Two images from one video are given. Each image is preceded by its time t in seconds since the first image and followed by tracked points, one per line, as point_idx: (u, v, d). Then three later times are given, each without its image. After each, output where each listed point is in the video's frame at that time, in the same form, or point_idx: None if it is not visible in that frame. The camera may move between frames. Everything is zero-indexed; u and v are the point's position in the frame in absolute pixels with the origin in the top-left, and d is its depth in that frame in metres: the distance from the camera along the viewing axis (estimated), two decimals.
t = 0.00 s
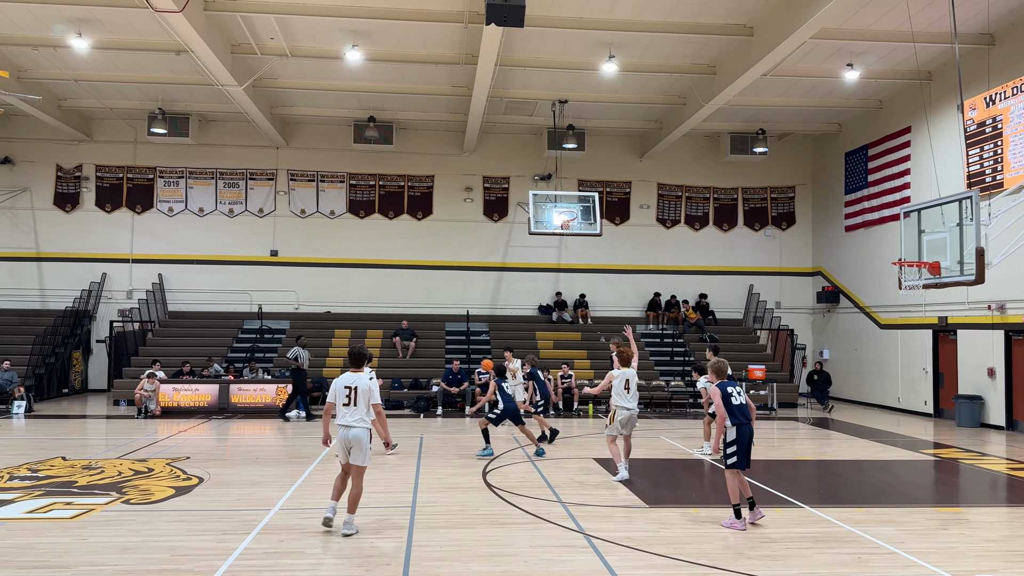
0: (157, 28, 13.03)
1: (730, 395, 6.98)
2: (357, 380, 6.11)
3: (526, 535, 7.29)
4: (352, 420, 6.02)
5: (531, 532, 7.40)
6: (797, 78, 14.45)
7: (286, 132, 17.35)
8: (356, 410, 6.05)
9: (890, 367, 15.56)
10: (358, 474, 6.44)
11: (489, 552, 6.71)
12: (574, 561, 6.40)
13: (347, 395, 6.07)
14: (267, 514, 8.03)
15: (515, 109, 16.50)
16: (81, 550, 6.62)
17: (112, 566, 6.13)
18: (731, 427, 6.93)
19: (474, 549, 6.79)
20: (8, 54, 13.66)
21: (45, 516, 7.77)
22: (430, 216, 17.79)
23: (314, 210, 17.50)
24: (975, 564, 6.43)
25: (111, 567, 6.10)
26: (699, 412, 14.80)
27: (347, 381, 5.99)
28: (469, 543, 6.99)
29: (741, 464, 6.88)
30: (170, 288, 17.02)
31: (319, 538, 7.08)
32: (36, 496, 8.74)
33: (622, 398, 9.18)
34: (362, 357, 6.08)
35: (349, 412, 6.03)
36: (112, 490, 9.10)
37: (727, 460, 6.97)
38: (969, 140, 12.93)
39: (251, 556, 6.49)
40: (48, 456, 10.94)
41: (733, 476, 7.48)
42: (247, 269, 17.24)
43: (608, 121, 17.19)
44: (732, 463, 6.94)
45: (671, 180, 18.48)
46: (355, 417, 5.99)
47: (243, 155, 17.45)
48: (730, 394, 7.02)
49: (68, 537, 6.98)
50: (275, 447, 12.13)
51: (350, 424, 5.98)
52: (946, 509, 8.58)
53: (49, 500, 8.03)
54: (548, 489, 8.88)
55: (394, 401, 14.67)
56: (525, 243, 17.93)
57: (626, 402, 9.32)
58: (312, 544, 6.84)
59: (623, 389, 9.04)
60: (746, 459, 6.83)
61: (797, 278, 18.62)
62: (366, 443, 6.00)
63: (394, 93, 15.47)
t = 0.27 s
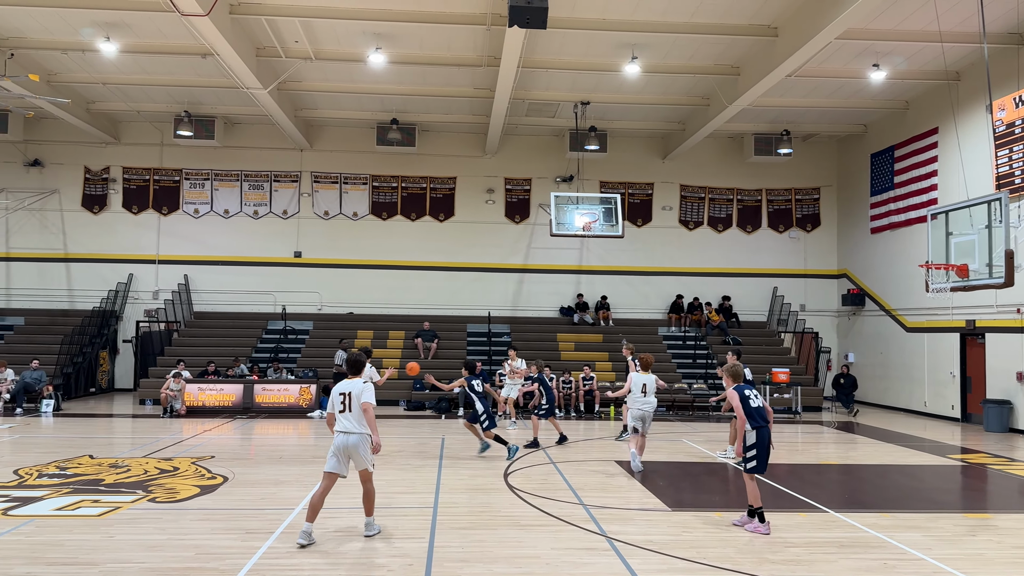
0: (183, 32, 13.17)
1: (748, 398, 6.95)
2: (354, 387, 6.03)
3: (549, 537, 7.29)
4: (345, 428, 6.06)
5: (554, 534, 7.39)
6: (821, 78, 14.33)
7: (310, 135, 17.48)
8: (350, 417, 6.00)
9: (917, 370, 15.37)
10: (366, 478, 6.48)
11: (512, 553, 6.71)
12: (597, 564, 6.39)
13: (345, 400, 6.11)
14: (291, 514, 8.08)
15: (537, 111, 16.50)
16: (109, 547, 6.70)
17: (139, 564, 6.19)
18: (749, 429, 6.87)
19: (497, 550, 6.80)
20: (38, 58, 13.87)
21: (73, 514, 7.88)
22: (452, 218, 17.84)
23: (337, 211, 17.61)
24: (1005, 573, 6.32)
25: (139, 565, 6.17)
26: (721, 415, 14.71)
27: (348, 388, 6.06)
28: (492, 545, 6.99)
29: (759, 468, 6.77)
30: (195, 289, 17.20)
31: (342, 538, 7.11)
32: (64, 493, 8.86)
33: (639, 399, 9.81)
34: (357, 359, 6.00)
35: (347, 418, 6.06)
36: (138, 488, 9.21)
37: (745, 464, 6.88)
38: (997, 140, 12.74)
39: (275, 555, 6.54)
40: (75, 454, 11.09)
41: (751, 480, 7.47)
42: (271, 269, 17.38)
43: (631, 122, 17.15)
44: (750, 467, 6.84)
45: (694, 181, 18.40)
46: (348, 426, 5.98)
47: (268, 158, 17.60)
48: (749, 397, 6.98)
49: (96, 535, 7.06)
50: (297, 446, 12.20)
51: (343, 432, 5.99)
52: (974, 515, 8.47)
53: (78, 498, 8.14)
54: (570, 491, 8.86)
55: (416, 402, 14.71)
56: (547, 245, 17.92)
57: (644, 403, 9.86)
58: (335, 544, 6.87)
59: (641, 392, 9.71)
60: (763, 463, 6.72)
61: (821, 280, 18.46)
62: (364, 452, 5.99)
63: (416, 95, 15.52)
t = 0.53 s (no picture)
0: (208, 34, 13.29)
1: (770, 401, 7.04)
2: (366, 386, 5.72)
3: (571, 538, 7.27)
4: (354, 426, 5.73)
5: (576, 536, 7.37)
6: (844, 77, 14.19)
7: (332, 136, 17.59)
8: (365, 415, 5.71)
9: (943, 372, 15.18)
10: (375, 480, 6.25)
11: (536, 554, 6.71)
12: (619, 565, 6.36)
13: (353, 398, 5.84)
14: (315, 512, 8.12)
15: (559, 111, 16.49)
16: (137, 544, 6.78)
17: (166, 560, 6.25)
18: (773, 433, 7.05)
19: (519, 551, 6.79)
20: (66, 61, 14.07)
21: (101, 510, 7.98)
22: (473, 218, 17.87)
23: (359, 212, 17.70)
24: None
25: (165, 561, 6.21)
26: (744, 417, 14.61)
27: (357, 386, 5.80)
28: (515, 545, 6.99)
29: (776, 466, 7.14)
30: (219, 288, 17.37)
31: (365, 536, 7.14)
32: (92, 490, 8.97)
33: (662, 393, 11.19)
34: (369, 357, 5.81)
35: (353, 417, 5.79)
36: (164, 486, 9.29)
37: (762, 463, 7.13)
38: None
39: (299, 552, 6.58)
40: (102, 452, 11.23)
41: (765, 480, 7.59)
42: (294, 269, 17.51)
43: (653, 122, 17.08)
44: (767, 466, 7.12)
45: (717, 181, 18.31)
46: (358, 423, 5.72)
47: (291, 159, 17.72)
48: (766, 398, 7.12)
49: (123, 531, 7.13)
50: (319, 445, 12.27)
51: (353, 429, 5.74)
52: (1003, 520, 8.35)
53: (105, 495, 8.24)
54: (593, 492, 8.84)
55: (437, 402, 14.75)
56: (568, 245, 17.90)
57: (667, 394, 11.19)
58: (359, 542, 6.90)
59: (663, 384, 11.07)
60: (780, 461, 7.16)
61: (846, 281, 18.29)
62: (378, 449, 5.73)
63: (437, 96, 15.55)
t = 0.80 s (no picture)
0: (228, 34, 13.37)
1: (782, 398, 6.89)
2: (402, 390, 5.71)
3: (589, 537, 7.27)
4: (383, 430, 5.62)
5: (594, 534, 7.36)
6: (864, 73, 14.07)
7: (351, 134, 17.66)
8: (394, 420, 5.70)
9: (964, 371, 15.02)
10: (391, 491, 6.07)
11: (555, 552, 6.71)
12: (636, 564, 6.35)
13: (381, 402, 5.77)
14: (334, 509, 8.17)
15: (577, 109, 16.46)
16: (159, 539, 6.84)
17: (186, 556, 6.29)
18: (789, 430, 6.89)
19: (537, 549, 6.79)
20: (88, 61, 14.21)
21: (123, 506, 8.06)
22: (490, 216, 17.89)
23: (377, 210, 17.77)
24: None
25: (186, 557, 6.26)
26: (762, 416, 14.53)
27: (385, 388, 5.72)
28: (532, 543, 7.00)
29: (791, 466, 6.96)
30: (239, 286, 17.51)
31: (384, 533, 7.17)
32: (114, 486, 9.07)
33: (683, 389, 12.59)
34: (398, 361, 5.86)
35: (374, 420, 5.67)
36: (185, 482, 9.38)
37: (777, 465, 6.94)
38: None
39: (319, 549, 6.61)
40: (124, 448, 11.36)
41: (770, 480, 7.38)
42: (312, 267, 17.61)
43: (672, 119, 17.02)
44: (784, 468, 6.92)
45: (736, 179, 18.22)
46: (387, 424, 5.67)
47: (310, 157, 17.81)
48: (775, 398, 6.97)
49: (145, 527, 7.20)
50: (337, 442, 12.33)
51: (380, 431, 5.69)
52: None
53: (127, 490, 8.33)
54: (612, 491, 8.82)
55: (454, 399, 14.78)
56: (585, 243, 17.87)
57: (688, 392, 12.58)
58: (377, 539, 6.93)
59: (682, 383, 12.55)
60: (796, 460, 6.98)
61: (866, 279, 18.15)
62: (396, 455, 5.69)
63: (454, 94, 15.56)
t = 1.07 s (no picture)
0: (238, 28, 13.37)
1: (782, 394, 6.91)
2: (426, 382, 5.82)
3: (599, 530, 7.28)
4: (411, 422, 5.69)
5: (604, 528, 7.37)
6: (875, 66, 13.98)
7: (360, 128, 17.67)
8: (418, 413, 5.79)
9: (976, 365, 14.96)
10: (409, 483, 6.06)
11: (565, 545, 6.71)
12: (647, 558, 6.35)
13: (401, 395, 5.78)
14: (345, 502, 8.19)
15: (586, 103, 16.42)
16: (172, 531, 6.88)
17: (199, 548, 6.32)
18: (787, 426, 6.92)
19: (548, 542, 6.80)
20: (99, 56, 14.25)
21: (136, 498, 8.12)
22: (499, 210, 17.88)
23: (386, 204, 17.79)
24: None
25: (198, 549, 6.29)
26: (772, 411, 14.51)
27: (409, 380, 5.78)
28: (543, 537, 7.00)
29: (793, 460, 7.00)
30: (249, 281, 17.57)
31: (395, 526, 7.18)
32: (126, 478, 9.13)
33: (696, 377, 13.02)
34: (419, 353, 5.86)
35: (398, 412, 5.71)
36: (196, 475, 9.43)
37: (778, 461, 6.95)
38: None
39: (331, 541, 6.64)
40: (136, 441, 11.43)
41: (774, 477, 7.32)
42: (322, 262, 17.65)
43: (682, 113, 16.95)
44: (784, 463, 6.95)
45: (747, 172, 18.16)
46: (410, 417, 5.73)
47: (319, 151, 17.84)
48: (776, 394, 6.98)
49: (158, 519, 7.25)
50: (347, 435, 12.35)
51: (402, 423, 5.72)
52: None
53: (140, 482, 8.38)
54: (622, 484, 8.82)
55: (464, 393, 14.82)
56: (594, 237, 17.85)
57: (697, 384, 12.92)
58: (388, 531, 6.95)
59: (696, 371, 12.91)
60: (794, 454, 7.02)
61: (878, 273, 18.08)
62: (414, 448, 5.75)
63: (464, 87, 15.53)
